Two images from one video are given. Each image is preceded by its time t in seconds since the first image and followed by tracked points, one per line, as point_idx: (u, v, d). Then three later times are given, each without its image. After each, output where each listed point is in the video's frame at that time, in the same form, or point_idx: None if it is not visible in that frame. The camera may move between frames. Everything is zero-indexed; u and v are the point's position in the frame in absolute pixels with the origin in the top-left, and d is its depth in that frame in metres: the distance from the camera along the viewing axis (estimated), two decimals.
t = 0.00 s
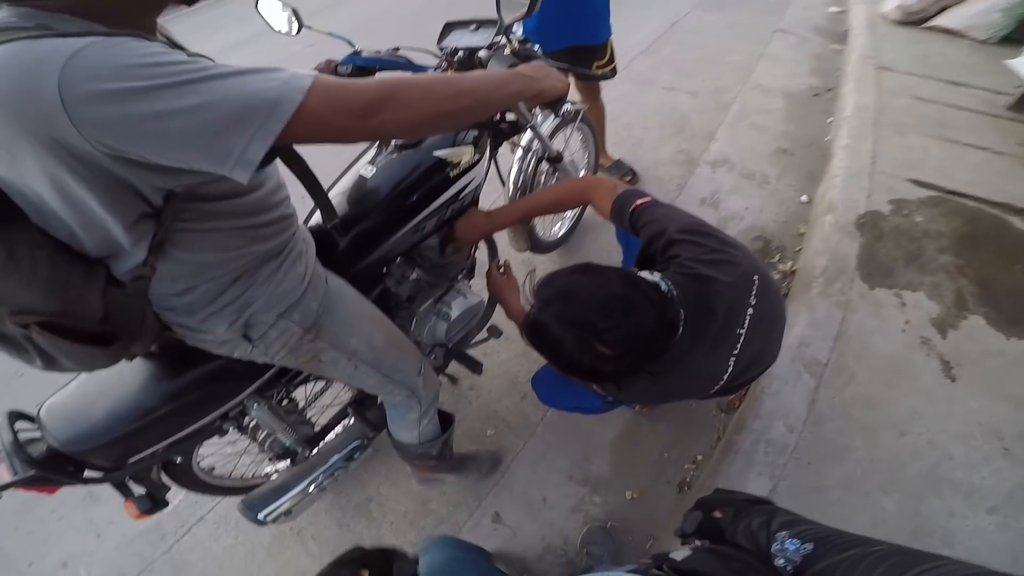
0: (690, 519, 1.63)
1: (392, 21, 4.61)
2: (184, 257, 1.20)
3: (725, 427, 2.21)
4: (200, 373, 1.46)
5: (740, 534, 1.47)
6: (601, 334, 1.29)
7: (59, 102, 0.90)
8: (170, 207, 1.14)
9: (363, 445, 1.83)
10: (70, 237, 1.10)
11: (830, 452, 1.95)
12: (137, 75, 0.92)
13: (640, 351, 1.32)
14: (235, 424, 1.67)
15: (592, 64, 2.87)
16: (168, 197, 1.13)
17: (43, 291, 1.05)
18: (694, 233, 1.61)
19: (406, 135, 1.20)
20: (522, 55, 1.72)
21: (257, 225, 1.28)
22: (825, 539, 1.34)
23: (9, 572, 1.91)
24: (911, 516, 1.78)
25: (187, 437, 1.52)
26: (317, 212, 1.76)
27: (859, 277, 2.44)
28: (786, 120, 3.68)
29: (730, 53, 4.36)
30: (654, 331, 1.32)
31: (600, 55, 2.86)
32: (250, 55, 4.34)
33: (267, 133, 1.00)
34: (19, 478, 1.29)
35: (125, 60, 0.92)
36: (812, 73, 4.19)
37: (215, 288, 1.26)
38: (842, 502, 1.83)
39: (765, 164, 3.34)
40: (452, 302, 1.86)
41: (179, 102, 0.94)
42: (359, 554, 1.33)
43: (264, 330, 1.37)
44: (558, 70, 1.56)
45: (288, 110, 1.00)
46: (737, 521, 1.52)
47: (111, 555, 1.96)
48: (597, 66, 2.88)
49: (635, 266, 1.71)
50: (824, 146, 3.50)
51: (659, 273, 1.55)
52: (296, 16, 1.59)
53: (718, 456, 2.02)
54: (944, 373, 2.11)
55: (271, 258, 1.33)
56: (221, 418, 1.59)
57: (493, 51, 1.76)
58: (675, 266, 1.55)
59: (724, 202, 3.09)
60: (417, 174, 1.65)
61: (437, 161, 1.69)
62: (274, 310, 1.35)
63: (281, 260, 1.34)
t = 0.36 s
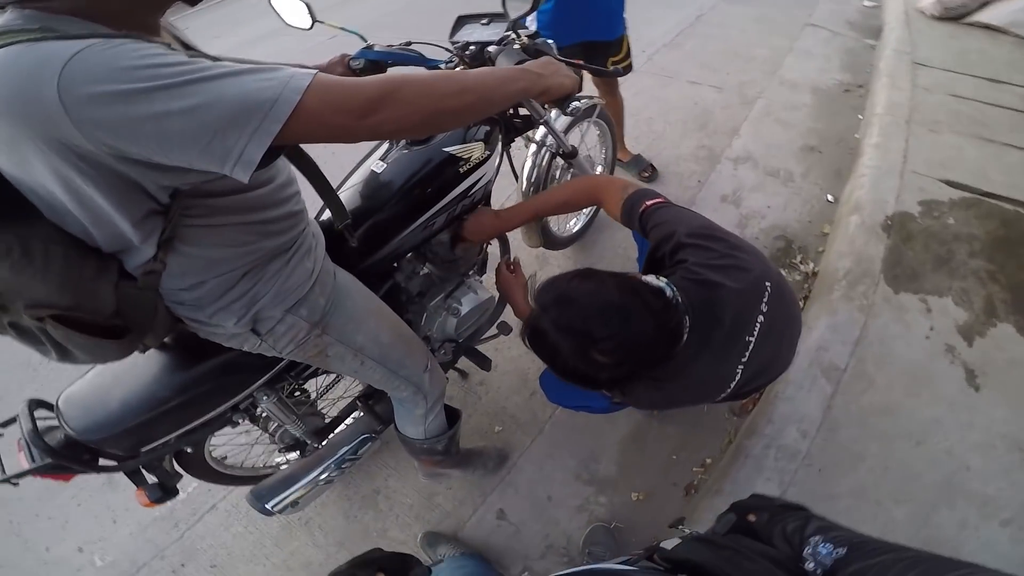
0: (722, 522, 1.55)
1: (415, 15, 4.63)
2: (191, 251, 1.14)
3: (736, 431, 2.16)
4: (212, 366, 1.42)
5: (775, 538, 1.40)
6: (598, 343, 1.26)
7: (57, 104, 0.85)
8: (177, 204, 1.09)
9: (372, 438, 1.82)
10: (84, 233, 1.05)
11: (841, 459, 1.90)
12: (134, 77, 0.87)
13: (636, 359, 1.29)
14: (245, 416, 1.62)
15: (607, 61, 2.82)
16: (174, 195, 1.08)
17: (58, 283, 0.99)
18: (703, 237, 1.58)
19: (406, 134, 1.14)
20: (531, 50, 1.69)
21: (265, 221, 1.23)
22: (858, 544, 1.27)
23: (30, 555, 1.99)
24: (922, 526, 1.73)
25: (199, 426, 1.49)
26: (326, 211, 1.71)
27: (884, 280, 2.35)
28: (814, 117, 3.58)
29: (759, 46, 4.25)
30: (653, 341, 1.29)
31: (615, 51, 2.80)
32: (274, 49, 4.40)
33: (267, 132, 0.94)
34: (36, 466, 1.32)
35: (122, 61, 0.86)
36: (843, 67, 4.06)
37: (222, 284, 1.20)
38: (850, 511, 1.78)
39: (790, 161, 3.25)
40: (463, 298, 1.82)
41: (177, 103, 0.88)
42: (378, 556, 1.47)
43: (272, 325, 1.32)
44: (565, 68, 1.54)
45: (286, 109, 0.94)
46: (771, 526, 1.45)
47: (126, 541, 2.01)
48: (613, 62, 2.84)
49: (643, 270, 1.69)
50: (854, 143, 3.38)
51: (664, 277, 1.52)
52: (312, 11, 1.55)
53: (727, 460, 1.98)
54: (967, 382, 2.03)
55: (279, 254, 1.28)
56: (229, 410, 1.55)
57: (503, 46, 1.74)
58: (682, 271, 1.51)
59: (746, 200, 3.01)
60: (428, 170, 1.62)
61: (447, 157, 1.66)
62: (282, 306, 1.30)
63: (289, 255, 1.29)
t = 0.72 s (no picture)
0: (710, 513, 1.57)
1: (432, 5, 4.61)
2: (200, 232, 1.13)
3: (740, 429, 2.15)
4: (218, 350, 1.43)
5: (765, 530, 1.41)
6: (601, 341, 1.25)
7: (67, 85, 0.85)
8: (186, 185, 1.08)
9: (375, 425, 1.82)
10: (92, 213, 1.04)
11: (845, 459, 1.88)
12: (143, 59, 0.86)
13: (640, 358, 1.28)
14: (249, 401, 1.62)
15: (626, 52, 2.80)
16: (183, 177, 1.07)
17: (65, 261, 0.99)
18: (713, 234, 1.55)
19: (414, 120, 1.12)
20: (544, 39, 1.68)
21: (274, 204, 1.23)
22: (845, 536, 1.28)
23: (33, 540, 2.02)
24: (923, 529, 1.71)
25: (204, 410, 1.50)
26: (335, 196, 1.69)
27: (897, 281, 2.32)
28: (833, 114, 3.52)
29: (779, 42, 4.18)
30: (657, 340, 1.28)
31: (634, 42, 2.78)
32: (291, 37, 4.41)
33: (274, 115, 0.93)
34: (41, 448, 1.33)
35: (132, 43, 0.86)
36: (865, 65, 3.99)
37: (229, 267, 1.20)
38: (850, 512, 1.77)
39: (806, 158, 3.20)
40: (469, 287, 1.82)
41: (185, 84, 0.88)
42: (385, 553, 1.46)
43: (278, 308, 1.32)
44: (578, 57, 1.51)
45: (293, 93, 0.93)
46: (760, 519, 1.46)
47: (129, 526, 2.05)
48: (630, 53, 2.81)
49: (651, 267, 1.67)
50: (873, 142, 3.32)
51: (671, 274, 1.50)
52: None
53: (730, 458, 1.97)
54: (977, 386, 1.99)
55: (287, 237, 1.28)
56: (234, 394, 1.55)
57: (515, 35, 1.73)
58: (690, 268, 1.49)
59: (759, 196, 2.97)
60: (437, 157, 1.61)
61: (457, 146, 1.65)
62: (288, 289, 1.30)
63: (297, 238, 1.29)
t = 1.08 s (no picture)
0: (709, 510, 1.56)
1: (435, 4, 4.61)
2: (203, 228, 1.14)
3: (741, 429, 2.15)
4: (219, 346, 1.44)
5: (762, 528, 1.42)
6: (601, 341, 1.25)
7: (72, 82, 0.86)
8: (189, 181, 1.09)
9: (375, 422, 1.82)
10: (97, 210, 1.05)
11: (845, 460, 1.88)
12: (147, 55, 0.86)
13: (641, 359, 1.28)
14: (251, 397, 1.62)
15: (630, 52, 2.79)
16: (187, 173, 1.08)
17: (68, 257, 0.99)
18: (715, 235, 1.55)
19: (416, 117, 1.13)
20: (547, 39, 1.67)
21: (277, 202, 1.23)
22: (843, 535, 1.28)
23: (33, 536, 2.03)
24: (922, 531, 1.71)
25: (205, 406, 1.51)
26: (338, 194, 1.70)
27: (900, 283, 2.31)
28: (837, 116, 3.51)
29: (783, 43, 4.17)
30: (659, 342, 1.28)
31: (637, 42, 2.77)
32: (295, 36, 4.43)
33: (277, 112, 0.93)
34: (43, 443, 1.34)
35: (136, 40, 0.86)
36: (870, 66, 3.97)
37: (232, 263, 1.21)
38: (850, 513, 1.76)
39: (810, 159, 3.19)
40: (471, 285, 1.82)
41: (189, 81, 0.88)
42: (384, 548, 1.47)
43: (280, 304, 1.32)
44: (580, 57, 1.52)
45: (296, 90, 0.93)
46: (758, 517, 1.46)
47: (129, 521, 2.06)
48: (635, 53, 2.81)
49: (652, 268, 1.67)
50: (877, 144, 3.31)
51: (671, 275, 1.50)
52: None
53: (730, 459, 1.97)
54: (979, 388, 1.99)
55: (290, 234, 1.28)
56: (236, 390, 1.56)
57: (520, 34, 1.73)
58: (691, 269, 1.49)
59: (762, 197, 2.97)
60: (440, 155, 1.61)
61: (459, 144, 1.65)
62: (290, 286, 1.30)
63: (300, 236, 1.29)
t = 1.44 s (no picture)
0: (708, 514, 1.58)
1: (429, 7, 4.61)
2: (198, 230, 1.13)
3: (736, 431, 2.16)
4: (214, 350, 1.43)
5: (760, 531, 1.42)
6: (596, 342, 1.25)
7: (70, 82, 0.85)
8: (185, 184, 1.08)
9: (371, 426, 1.81)
10: (93, 212, 1.05)
11: (840, 462, 1.88)
12: (145, 56, 0.86)
13: (637, 361, 1.28)
14: (246, 401, 1.62)
15: (624, 55, 2.82)
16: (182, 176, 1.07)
17: (63, 259, 0.99)
18: (708, 239, 1.56)
19: (413, 121, 1.13)
20: (542, 43, 1.66)
21: (273, 205, 1.23)
22: (840, 539, 1.28)
23: (24, 540, 2.01)
24: (917, 531, 1.71)
25: (200, 410, 1.50)
26: (334, 196, 1.70)
27: (892, 285, 2.33)
28: (829, 119, 3.54)
29: (776, 47, 4.20)
30: (653, 343, 1.28)
31: (632, 46, 2.79)
32: (290, 38, 4.42)
33: (274, 113, 0.93)
34: (36, 447, 1.33)
35: (134, 40, 0.86)
36: (862, 70, 4.01)
37: (227, 265, 1.20)
38: (845, 514, 1.77)
39: (803, 162, 3.21)
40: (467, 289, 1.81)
41: (187, 82, 0.88)
42: (390, 553, 1.46)
43: (276, 308, 1.32)
44: (576, 61, 1.52)
45: (293, 92, 0.93)
46: (757, 520, 1.47)
47: (123, 526, 2.04)
48: (629, 57, 2.83)
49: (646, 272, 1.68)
50: (869, 147, 3.34)
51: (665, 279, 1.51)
52: None
53: (726, 461, 1.97)
54: (971, 389, 2.00)
55: (286, 237, 1.28)
56: (232, 394, 1.56)
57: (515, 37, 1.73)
58: (685, 273, 1.50)
59: (756, 200, 2.99)
60: (436, 159, 1.61)
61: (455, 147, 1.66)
62: (286, 288, 1.30)
63: (296, 239, 1.29)
